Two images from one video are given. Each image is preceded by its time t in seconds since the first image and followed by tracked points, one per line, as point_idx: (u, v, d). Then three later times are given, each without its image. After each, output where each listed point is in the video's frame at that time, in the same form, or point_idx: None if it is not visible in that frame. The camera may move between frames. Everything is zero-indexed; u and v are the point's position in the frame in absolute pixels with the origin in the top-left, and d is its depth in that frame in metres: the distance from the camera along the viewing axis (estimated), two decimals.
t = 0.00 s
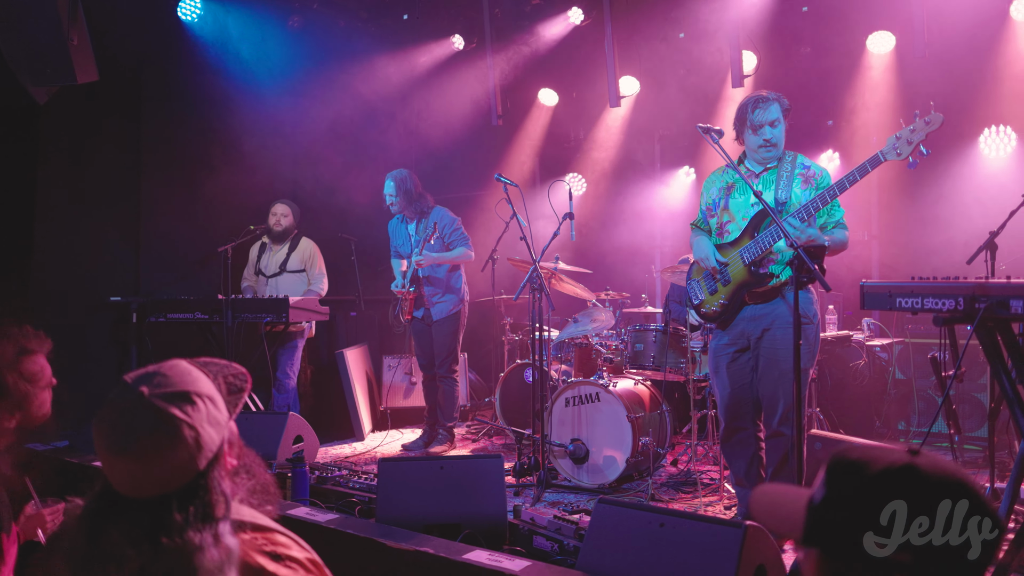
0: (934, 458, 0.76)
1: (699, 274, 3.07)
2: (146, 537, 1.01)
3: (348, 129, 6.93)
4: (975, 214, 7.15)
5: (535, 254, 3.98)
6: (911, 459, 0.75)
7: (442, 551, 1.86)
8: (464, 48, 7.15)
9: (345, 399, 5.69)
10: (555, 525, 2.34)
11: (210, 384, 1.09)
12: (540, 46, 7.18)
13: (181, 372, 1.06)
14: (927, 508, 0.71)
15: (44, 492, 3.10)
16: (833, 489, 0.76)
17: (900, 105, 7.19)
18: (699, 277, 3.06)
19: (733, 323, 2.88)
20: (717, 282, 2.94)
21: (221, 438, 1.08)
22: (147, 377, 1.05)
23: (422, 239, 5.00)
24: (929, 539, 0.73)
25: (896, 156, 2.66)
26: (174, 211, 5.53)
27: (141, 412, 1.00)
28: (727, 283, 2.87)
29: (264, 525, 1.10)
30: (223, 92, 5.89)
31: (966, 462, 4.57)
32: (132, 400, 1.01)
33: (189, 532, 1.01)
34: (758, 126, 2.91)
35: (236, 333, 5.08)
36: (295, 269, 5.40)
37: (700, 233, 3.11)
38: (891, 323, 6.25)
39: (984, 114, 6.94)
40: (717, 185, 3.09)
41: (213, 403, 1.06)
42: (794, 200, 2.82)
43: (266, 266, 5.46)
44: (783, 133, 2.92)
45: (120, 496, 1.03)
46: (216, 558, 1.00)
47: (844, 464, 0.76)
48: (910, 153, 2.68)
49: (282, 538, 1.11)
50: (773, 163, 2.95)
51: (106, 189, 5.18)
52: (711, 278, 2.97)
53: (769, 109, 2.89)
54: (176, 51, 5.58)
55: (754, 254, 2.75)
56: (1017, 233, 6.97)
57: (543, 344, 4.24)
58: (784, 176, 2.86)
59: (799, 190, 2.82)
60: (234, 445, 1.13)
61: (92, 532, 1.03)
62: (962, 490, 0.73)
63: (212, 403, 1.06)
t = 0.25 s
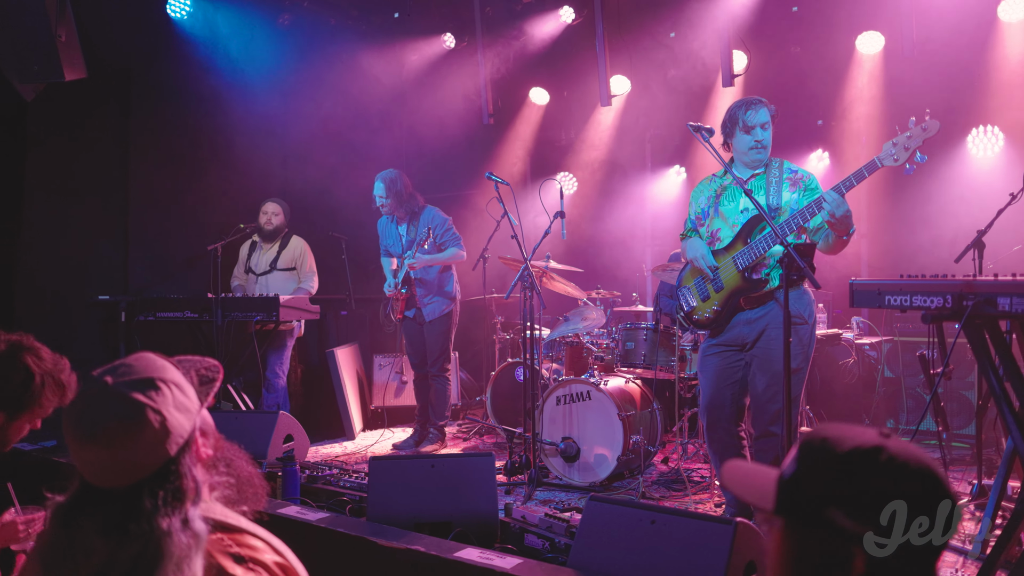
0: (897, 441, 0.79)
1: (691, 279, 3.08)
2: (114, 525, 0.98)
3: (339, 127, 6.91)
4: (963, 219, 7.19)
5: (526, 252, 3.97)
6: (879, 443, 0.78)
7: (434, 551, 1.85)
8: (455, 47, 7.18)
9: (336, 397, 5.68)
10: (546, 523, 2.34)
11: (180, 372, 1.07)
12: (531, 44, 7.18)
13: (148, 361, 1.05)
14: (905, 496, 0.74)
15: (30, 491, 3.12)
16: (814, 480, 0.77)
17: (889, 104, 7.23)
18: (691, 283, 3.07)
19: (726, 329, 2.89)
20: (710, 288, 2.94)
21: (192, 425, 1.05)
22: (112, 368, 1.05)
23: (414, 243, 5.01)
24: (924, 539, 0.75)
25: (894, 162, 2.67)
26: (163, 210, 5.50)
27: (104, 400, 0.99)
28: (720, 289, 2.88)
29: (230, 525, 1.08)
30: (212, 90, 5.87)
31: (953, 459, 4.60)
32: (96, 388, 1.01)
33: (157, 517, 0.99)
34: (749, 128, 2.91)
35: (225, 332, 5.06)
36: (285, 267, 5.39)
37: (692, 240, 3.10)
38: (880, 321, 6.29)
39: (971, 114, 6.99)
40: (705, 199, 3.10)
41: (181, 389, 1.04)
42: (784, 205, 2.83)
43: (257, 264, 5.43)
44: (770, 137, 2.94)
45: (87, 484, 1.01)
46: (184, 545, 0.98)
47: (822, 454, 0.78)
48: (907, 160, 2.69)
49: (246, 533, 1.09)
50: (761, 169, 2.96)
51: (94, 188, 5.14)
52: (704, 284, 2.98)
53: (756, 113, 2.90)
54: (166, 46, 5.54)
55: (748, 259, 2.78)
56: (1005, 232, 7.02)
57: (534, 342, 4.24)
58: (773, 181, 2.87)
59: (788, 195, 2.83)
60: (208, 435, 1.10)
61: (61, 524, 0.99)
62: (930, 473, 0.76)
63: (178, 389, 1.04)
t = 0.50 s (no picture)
0: (852, 448, 0.76)
1: (684, 277, 3.08)
2: (111, 531, 0.94)
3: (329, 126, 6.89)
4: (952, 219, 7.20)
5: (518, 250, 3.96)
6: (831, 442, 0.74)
7: (427, 550, 1.85)
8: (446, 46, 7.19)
9: (327, 397, 5.67)
10: (538, 522, 2.34)
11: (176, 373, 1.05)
12: (522, 43, 7.20)
13: (143, 362, 1.02)
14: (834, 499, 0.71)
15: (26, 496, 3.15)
16: (747, 465, 0.75)
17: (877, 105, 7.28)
18: (684, 281, 3.07)
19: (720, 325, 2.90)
20: (702, 285, 2.96)
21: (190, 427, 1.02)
22: (106, 371, 1.02)
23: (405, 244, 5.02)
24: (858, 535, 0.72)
25: (880, 155, 2.69)
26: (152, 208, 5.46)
27: (99, 403, 0.96)
28: (712, 286, 2.90)
29: (232, 531, 1.03)
30: (202, 88, 5.85)
31: (941, 457, 4.64)
32: (89, 392, 0.98)
33: (158, 520, 0.95)
34: (736, 129, 2.92)
35: (215, 331, 5.04)
36: (275, 266, 5.38)
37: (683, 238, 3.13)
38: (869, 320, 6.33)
39: (959, 115, 7.04)
40: (696, 197, 3.13)
41: (177, 388, 1.01)
42: (774, 201, 2.86)
43: (246, 264, 5.42)
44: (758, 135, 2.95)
45: (84, 491, 0.98)
46: (184, 547, 0.94)
47: (767, 440, 0.75)
48: (893, 152, 2.71)
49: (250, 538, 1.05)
50: (751, 166, 2.97)
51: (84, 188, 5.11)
52: (696, 281, 2.99)
53: (743, 113, 2.90)
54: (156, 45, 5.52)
55: (738, 255, 2.81)
56: (992, 232, 7.07)
57: (525, 341, 4.24)
58: (763, 178, 2.90)
59: (778, 191, 2.86)
60: (207, 437, 1.07)
61: (57, 533, 0.96)
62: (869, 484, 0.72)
63: (174, 388, 1.01)
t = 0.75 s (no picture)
0: (783, 451, 0.83)
1: (683, 281, 3.05)
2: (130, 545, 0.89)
3: (325, 126, 6.89)
4: (949, 219, 7.27)
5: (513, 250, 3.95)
6: (760, 443, 0.83)
7: (425, 549, 1.86)
8: (442, 46, 7.19)
9: (322, 397, 5.66)
10: (535, 521, 2.34)
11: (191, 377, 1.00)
12: (517, 43, 7.20)
13: (157, 365, 0.97)
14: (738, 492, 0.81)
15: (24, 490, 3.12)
16: (692, 451, 0.87)
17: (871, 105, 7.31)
18: (684, 285, 3.04)
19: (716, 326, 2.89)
20: (702, 289, 2.92)
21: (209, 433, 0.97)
22: (119, 375, 0.96)
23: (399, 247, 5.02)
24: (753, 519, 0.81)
25: (873, 161, 2.68)
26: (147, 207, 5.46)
27: (114, 410, 0.91)
28: (712, 290, 2.87)
29: (253, 545, 0.98)
30: (197, 88, 5.84)
31: (936, 457, 4.65)
32: (103, 398, 0.93)
33: (180, 532, 0.90)
34: (724, 135, 2.92)
35: (210, 331, 5.03)
36: (270, 266, 5.37)
37: (681, 242, 3.15)
38: (864, 319, 6.35)
39: (952, 115, 7.07)
40: (693, 198, 3.13)
41: (195, 394, 0.96)
42: (771, 204, 2.87)
43: (241, 264, 5.41)
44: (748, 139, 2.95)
45: (98, 503, 0.92)
46: (209, 560, 0.89)
47: (703, 437, 0.87)
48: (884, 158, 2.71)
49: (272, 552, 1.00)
50: (745, 168, 2.98)
51: (79, 188, 5.10)
52: (696, 286, 2.96)
53: (731, 118, 2.90)
54: (151, 45, 5.51)
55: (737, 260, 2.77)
56: (985, 232, 7.10)
57: (522, 341, 4.24)
58: (758, 179, 2.91)
59: (774, 194, 2.88)
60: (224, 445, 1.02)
61: (72, 548, 0.90)
62: (775, 482, 0.80)
63: (192, 394, 0.96)
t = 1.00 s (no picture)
0: (743, 443, 0.82)
1: (683, 281, 3.04)
2: (142, 556, 0.89)
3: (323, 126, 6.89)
4: (946, 218, 7.32)
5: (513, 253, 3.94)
6: (723, 436, 0.82)
7: (424, 548, 1.86)
8: (440, 46, 7.22)
9: (320, 397, 5.66)
10: (533, 521, 2.34)
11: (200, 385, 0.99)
12: (516, 43, 7.20)
13: (166, 373, 0.96)
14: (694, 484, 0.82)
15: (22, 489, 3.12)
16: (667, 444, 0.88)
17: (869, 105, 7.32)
18: (683, 284, 3.03)
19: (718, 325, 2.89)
20: (701, 289, 2.91)
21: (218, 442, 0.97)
22: (126, 383, 0.96)
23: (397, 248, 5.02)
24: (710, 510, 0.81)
25: (874, 165, 2.70)
26: (146, 206, 5.46)
27: (122, 420, 0.90)
28: (712, 290, 2.86)
29: (261, 557, 0.96)
30: (196, 87, 5.85)
31: (933, 456, 4.66)
32: (111, 407, 0.92)
33: (191, 543, 0.90)
34: (725, 134, 2.93)
35: (208, 330, 5.03)
36: (268, 266, 5.37)
37: (680, 241, 3.13)
38: (862, 319, 6.36)
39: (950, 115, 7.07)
40: (691, 200, 3.13)
41: (203, 402, 0.96)
42: (771, 205, 2.88)
43: (239, 264, 5.41)
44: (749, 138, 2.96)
45: (107, 514, 0.91)
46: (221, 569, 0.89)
47: (681, 424, 0.89)
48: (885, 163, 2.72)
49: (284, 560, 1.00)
50: (744, 168, 2.98)
51: (78, 189, 5.10)
52: (696, 286, 2.94)
53: (733, 116, 2.91)
54: (150, 45, 5.52)
55: (738, 259, 2.77)
56: (982, 232, 7.11)
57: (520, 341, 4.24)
58: (757, 180, 2.92)
59: (774, 194, 2.89)
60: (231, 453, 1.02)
61: (82, 557, 0.90)
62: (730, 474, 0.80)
63: (200, 402, 0.95)
